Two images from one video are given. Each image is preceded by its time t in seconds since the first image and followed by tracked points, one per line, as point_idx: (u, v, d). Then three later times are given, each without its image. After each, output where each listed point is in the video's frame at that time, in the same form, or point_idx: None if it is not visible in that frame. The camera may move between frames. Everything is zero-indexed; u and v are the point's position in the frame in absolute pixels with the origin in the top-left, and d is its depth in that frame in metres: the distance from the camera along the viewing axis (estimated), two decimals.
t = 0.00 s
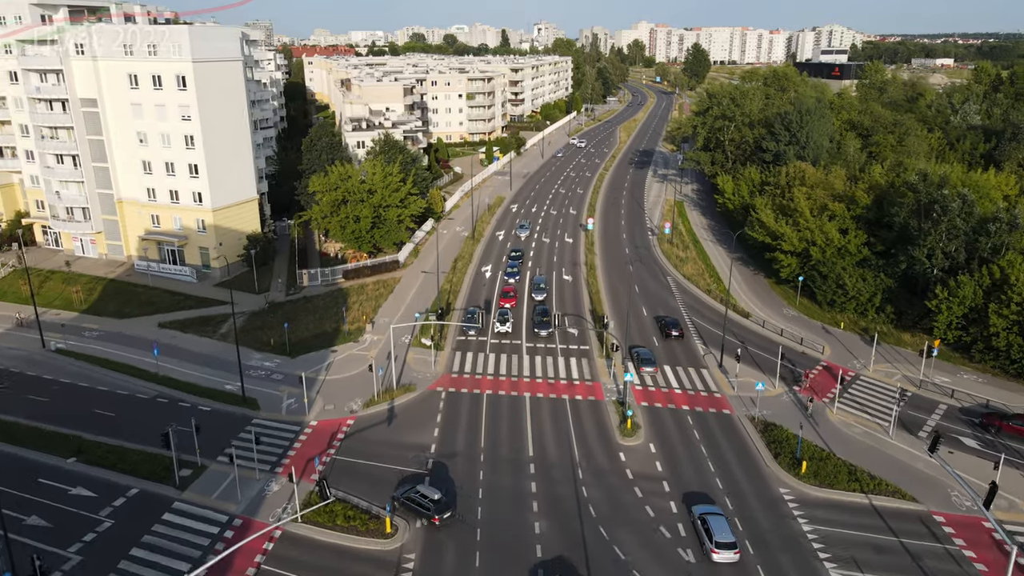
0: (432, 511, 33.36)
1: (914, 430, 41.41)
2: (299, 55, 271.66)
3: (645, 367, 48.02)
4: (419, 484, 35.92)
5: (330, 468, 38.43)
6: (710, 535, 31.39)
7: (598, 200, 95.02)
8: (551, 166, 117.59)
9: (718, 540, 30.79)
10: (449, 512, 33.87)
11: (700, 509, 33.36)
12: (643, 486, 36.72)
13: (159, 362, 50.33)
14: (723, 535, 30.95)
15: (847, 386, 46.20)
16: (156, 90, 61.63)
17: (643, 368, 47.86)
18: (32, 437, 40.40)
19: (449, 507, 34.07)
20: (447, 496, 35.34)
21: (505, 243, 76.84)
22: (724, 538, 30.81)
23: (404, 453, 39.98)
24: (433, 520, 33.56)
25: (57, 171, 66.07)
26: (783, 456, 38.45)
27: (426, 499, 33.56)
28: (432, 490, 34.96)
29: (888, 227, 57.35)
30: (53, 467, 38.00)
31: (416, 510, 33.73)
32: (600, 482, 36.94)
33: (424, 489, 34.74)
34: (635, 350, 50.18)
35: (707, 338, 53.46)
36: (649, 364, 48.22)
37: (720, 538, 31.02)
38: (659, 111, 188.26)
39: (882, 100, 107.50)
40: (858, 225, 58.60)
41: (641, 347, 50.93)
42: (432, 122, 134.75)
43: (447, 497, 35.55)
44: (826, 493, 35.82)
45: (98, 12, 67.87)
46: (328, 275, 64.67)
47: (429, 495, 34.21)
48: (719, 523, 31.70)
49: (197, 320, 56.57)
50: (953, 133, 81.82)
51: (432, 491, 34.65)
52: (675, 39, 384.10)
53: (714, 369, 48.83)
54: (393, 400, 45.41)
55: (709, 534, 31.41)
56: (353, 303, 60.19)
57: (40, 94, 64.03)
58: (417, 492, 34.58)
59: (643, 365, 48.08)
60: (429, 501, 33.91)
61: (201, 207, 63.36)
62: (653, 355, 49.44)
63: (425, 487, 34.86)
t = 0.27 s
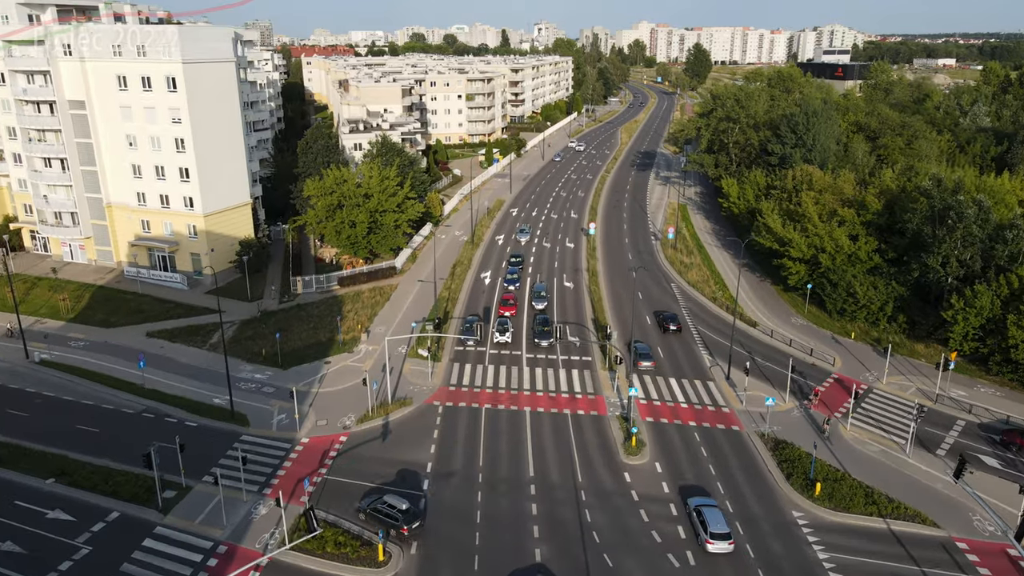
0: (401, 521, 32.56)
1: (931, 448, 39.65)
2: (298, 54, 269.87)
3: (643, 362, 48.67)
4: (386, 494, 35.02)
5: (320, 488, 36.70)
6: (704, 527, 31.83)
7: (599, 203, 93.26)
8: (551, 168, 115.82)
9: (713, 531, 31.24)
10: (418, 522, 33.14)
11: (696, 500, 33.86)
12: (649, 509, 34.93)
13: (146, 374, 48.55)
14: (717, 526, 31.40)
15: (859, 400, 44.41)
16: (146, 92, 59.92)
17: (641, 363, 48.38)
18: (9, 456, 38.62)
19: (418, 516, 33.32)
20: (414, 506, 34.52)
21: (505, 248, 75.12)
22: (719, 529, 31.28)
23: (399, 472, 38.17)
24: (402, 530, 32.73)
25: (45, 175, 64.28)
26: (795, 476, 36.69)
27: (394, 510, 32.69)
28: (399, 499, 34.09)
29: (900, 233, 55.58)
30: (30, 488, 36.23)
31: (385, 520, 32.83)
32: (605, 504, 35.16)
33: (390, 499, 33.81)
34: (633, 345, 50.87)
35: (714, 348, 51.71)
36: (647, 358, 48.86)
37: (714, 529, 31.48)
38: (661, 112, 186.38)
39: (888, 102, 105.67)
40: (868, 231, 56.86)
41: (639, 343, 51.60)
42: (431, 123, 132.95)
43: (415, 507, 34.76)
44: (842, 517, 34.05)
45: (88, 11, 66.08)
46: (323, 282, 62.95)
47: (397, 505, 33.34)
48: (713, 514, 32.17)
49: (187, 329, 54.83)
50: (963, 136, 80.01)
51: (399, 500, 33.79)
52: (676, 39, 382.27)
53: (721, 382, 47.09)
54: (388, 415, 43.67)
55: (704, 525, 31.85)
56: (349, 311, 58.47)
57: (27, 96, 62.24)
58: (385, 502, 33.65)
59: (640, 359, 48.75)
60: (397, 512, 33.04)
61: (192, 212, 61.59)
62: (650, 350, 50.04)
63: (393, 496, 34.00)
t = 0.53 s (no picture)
0: (365, 534, 31.75)
1: (951, 468, 37.81)
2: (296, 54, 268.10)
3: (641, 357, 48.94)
4: (346, 506, 34.16)
5: (308, 512, 34.87)
6: (701, 518, 32.52)
7: (601, 206, 91.42)
8: (552, 170, 114.01)
9: (708, 522, 31.91)
10: (381, 534, 32.38)
11: (692, 493, 34.53)
12: (656, 535, 33.07)
13: (132, 387, 46.67)
14: (713, 518, 32.06)
15: (874, 416, 42.54)
16: (134, 94, 58.14)
17: (639, 357, 48.90)
18: None
19: (381, 529, 32.47)
20: (377, 519, 33.62)
21: (504, 254, 73.31)
22: (715, 521, 31.94)
23: (392, 494, 36.28)
24: (365, 544, 31.82)
25: (31, 179, 62.42)
26: (809, 500, 34.84)
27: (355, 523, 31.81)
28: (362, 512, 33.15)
29: (913, 240, 53.72)
30: (5, 512, 34.42)
31: (348, 533, 31.95)
32: (609, 530, 33.28)
33: (352, 512, 32.90)
34: (632, 342, 51.30)
35: (721, 360, 49.89)
36: (646, 353, 49.21)
37: (709, 520, 32.17)
38: (663, 113, 184.44)
39: (895, 103, 103.75)
40: (879, 238, 55.00)
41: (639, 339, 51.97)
42: (430, 125, 131.10)
43: (377, 520, 33.92)
44: (860, 545, 32.19)
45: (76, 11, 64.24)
46: (317, 289, 61.15)
47: (359, 518, 32.45)
48: (708, 506, 32.93)
49: (176, 339, 53.00)
50: (973, 140, 78.14)
51: (362, 513, 32.86)
52: (676, 39, 380.45)
53: (728, 396, 45.24)
54: (382, 431, 41.83)
55: (699, 517, 32.57)
56: (343, 320, 56.65)
57: (12, 97, 60.40)
58: (346, 516, 32.73)
59: (639, 354, 49.11)
60: (360, 525, 32.13)
61: (182, 217, 59.75)
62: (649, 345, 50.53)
63: (353, 509, 33.15)
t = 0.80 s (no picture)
0: (321, 549, 30.65)
1: (974, 491, 35.90)
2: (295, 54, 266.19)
3: (639, 351, 49.87)
4: (302, 522, 32.90)
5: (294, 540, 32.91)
6: (695, 510, 33.11)
7: (603, 210, 89.54)
8: (553, 172, 112.16)
9: (703, 513, 32.52)
10: (338, 549, 31.29)
11: (687, 485, 35.11)
12: (665, 565, 31.13)
13: (114, 402, 44.75)
14: (707, 509, 32.68)
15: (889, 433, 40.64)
16: (120, 96, 56.23)
17: (636, 352, 49.90)
18: None
19: (337, 544, 31.42)
20: (333, 535, 32.48)
21: (503, 260, 71.45)
22: (709, 512, 32.59)
23: (385, 519, 34.36)
24: (321, 560, 30.69)
25: (16, 183, 60.48)
26: (826, 527, 32.89)
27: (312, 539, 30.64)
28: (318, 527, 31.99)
29: (927, 248, 51.78)
30: None
31: (303, 549, 30.77)
32: (614, 560, 31.34)
33: (308, 527, 31.72)
34: (631, 336, 52.16)
35: (728, 373, 48.02)
36: (644, 348, 50.08)
37: (704, 512, 32.75)
38: (664, 113, 182.51)
39: (902, 104, 101.88)
40: (892, 246, 53.06)
41: (637, 334, 52.83)
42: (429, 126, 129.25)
43: (334, 536, 32.76)
44: None
45: (63, 11, 62.31)
46: (311, 297, 59.27)
47: (315, 533, 31.32)
48: (703, 497, 33.50)
49: (163, 351, 51.11)
50: (985, 142, 76.27)
51: (318, 528, 31.71)
52: (677, 39, 378.60)
53: (737, 411, 43.34)
54: (375, 450, 39.92)
55: (694, 509, 33.18)
56: (337, 330, 54.80)
57: None
58: (301, 532, 31.48)
59: (637, 349, 50.02)
60: (315, 540, 31.00)
61: (170, 223, 57.87)
62: (647, 340, 51.34)
63: (309, 524, 32.01)
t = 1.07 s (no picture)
0: (271, 569, 29.64)
1: (1000, 518, 33.91)
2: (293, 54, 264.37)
3: (638, 346, 50.66)
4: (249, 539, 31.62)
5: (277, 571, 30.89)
6: (690, 502, 33.69)
7: (605, 214, 87.57)
8: (554, 175, 110.19)
9: (698, 506, 33.13)
10: (287, 568, 30.37)
11: (683, 477, 35.59)
12: None
13: (95, 419, 42.74)
14: (703, 501, 33.26)
15: (908, 454, 38.65)
16: (106, 98, 54.29)
17: (635, 347, 50.60)
18: None
19: (286, 562, 30.49)
20: (280, 552, 31.39)
21: (503, 266, 69.48)
22: (704, 504, 33.16)
23: (376, 548, 32.35)
24: None
25: None
26: (845, 559, 30.87)
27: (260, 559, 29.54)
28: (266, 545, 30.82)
29: (943, 256, 49.79)
30: None
31: (253, 570, 29.56)
32: None
33: (256, 545, 30.50)
34: (630, 331, 52.94)
35: (737, 388, 46.05)
36: (643, 343, 50.82)
37: (699, 505, 33.32)
38: (666, 114, 180.48)
39: (910, 106, 99.86)
40: (905, 254, 51.09)
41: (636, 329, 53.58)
42: (427, 127, 127.28)
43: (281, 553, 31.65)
44: None
45: (48, 10, 60.35)
46: (303, 306, 57.31)
47: (263, 552, 30.22)
48: (697, 489, 34.01)
49: (148, 363, 49.12)
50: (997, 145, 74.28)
51: (266, 546, 30.58)
52: (678, 39, 376.64)
53: (747, 429, 41.38)
54: (367, 472, 37.94)
55: (689, 501, 33.71)
56: (329, 341, 52.81)
57: None
58: (248, 551, 30.24)
59: (636, 344, 50.73)
60: (264, 559, 29.90)
61: (158, 230, 55.90)
62: (645, 335, 52.16)
63: (257, 543, 30.72)
